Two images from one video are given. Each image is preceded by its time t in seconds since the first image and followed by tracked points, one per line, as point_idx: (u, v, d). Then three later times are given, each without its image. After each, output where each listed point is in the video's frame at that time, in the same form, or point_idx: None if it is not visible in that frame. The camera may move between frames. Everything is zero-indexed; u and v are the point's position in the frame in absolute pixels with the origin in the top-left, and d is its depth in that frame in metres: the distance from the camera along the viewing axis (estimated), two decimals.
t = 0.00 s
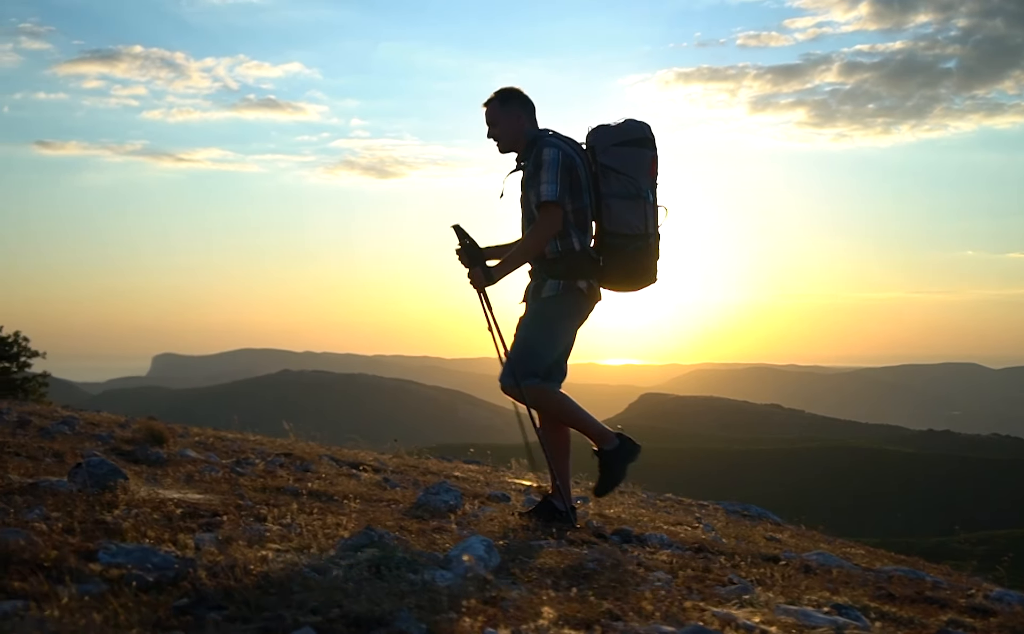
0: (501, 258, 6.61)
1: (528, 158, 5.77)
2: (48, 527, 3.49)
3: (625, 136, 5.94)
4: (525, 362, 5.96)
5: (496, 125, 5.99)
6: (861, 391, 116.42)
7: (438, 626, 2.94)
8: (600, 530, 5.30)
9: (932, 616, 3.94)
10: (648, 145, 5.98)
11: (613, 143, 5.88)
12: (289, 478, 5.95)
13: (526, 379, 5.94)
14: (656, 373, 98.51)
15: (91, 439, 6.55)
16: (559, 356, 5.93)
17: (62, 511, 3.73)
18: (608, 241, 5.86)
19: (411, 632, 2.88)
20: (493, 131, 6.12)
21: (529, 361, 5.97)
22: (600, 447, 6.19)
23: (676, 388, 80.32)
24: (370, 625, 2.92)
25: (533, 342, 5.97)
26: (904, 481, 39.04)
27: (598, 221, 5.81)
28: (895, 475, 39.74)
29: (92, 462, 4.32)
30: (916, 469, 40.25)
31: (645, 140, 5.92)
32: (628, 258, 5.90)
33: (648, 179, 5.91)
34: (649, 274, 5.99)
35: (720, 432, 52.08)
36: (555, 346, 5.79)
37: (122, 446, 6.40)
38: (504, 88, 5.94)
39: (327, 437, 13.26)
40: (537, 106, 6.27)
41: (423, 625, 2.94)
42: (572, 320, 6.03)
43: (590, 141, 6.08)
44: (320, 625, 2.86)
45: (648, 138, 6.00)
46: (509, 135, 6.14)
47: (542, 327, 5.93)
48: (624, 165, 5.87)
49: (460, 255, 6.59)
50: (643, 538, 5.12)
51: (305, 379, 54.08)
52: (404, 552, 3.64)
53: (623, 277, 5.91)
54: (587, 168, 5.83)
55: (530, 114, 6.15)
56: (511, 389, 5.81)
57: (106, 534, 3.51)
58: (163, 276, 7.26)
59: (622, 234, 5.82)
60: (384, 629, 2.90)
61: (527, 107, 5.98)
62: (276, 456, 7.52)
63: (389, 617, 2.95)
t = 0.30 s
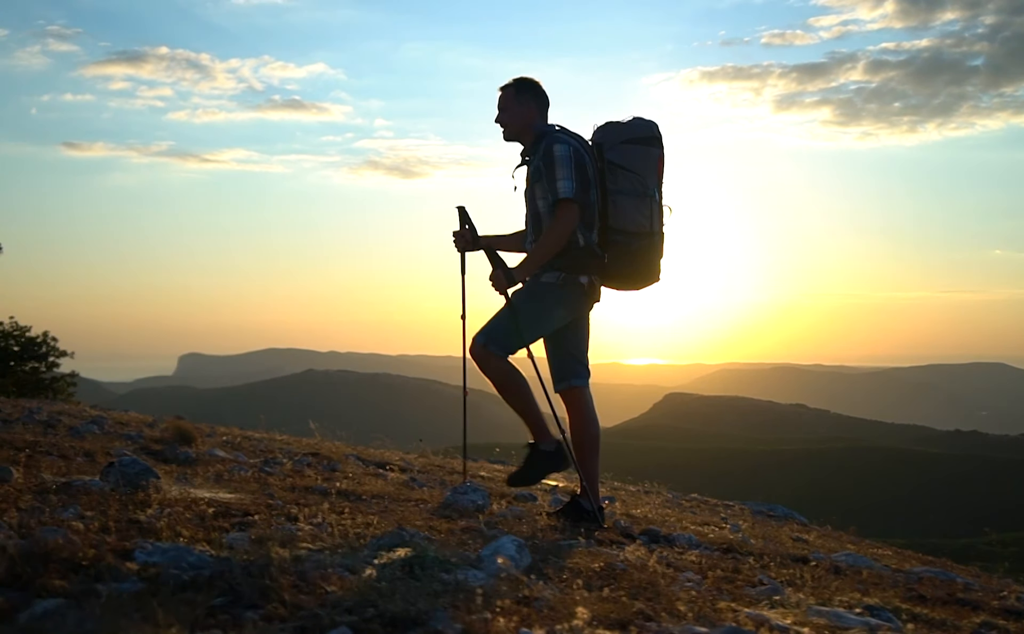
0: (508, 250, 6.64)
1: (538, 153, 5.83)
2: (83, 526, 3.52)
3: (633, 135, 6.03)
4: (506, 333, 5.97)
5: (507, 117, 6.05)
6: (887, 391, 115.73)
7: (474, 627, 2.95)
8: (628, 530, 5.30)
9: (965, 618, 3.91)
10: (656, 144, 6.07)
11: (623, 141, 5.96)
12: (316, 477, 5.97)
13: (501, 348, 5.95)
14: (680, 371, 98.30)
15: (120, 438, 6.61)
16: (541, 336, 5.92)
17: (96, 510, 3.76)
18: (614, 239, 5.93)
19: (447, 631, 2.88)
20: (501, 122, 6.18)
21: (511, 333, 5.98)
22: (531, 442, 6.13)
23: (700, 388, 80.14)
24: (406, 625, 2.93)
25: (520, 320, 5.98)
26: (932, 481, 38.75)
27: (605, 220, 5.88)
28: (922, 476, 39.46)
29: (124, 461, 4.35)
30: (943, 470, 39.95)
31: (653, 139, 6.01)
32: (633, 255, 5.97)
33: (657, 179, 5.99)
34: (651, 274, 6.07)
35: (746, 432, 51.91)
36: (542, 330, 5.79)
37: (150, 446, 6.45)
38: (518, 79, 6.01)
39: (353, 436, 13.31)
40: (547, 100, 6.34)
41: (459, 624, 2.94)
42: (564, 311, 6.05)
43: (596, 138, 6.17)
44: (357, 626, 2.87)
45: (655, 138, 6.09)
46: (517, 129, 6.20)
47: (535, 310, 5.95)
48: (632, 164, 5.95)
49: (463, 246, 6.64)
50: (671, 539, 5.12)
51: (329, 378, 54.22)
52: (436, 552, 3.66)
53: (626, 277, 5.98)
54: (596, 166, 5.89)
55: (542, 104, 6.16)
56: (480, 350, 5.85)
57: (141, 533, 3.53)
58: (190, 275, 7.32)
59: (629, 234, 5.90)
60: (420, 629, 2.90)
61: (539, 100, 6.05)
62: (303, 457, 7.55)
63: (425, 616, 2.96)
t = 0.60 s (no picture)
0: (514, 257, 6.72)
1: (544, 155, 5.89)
2: (123, 524, 3.54)
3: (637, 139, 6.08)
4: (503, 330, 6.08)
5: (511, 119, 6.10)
6: (921, 391, 114.76)
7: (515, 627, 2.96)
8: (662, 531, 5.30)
9: (1005, 620, 3.87)
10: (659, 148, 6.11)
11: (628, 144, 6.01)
12: (351, 477, 6.00)
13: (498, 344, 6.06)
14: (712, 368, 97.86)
15: (156, 437, 6.66)
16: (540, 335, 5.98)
17: (136, 509, 3.78)
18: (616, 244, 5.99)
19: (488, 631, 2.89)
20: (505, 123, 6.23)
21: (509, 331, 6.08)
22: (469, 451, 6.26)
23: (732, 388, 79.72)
24: (448, 624, 2.94)
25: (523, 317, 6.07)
26: (966, 482, 38.38)
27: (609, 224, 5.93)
28: (957, 477, 39.08)
29: (162, 459, 4.38)
30: (978, 472, 39.56)
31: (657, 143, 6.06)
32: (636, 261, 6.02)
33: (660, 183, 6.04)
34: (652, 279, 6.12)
35: (779, 432, 51.60)
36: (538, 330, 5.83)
37: (187, 445, 6.49)
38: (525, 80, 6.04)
39: (386, 436, 13.36)
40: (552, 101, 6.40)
41: (500, 624, 2.94)
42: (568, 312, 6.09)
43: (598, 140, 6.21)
44: (399, 625, 2.89)
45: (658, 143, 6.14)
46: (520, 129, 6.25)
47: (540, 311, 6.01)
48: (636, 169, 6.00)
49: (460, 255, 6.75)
50: (706, 540, 5.11)
51: (361, 378, 54.36)
52: (473, 552, 3.67)
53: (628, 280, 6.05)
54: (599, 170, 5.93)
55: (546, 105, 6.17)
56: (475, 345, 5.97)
57: (181, 531, 3.56)
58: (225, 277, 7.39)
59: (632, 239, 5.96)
60: (461, 629, 2.91)
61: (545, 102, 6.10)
62: (337, 455, 7.58)
63: (466, 617, 2.96)
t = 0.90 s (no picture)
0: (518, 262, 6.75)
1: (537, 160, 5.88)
2: (158, 523, 3.56)
3: (631, 139, 6.02)
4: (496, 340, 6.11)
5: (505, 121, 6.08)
6: (951, 390, 113.90)
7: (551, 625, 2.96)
8: (694, 531, 5.29)
9: None
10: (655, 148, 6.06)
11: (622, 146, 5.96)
12: (380, 476, 6.02)
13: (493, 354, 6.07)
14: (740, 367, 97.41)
15: (187, 437, 6.69)
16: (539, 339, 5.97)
17: (170, 509, 3.80)
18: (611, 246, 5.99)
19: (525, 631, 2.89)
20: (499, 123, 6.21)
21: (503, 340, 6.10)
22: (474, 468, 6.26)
23: (760, 388, 79.28)
24: (485, 625, 2.94)
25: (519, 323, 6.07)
26: (996, 483, 38.07)
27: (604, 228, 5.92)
28: (987, 477, 38.76)
29: (194, 459, 4.41)
30: (1009, 474, 39.23)
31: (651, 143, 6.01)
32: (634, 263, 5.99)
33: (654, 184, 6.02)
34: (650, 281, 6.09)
35: (808, 433, 51.26)
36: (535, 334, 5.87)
37: (219, 444, 6.53)
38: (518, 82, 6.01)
39: (413, 436, 13.38)
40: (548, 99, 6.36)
41: (538, 624, 2.94)
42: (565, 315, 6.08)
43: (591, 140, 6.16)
44: (435, 625, 2.90)
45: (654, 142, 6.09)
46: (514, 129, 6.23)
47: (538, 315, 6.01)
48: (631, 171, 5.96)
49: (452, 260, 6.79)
50: (736, 539, 5.10)
51: (388, 377, 54.46)
52: (506, 552, 3.68)
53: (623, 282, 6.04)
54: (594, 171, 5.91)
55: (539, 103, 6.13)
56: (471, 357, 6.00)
57: (215, 531, 3.58)
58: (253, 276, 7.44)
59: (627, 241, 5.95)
60: (498, 630, 2.90)
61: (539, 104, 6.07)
62: (366, 455, 7.61)
63: (501, 617, 2.97)
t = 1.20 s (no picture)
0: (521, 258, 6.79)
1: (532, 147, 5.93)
2: (200, 523, 3.58)
3: (625, 119, 6.07)
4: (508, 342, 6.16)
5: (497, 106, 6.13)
6: (988, 389, 112.77)
7: (593, 626, 2.96)
8: (731, 532, 5.27)
9: None
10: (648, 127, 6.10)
11: (615, 127, 6.02)
12: (417, 476, 6.04)
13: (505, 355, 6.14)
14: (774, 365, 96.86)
15: (225, 436, 6.73)
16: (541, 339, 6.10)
17: (212, 508, 3.82)
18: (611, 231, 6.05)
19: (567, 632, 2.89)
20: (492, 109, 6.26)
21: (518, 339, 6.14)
22: (507, 470, 6.25)
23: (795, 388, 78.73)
24: (527, 626, 2.95)
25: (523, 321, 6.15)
26: None
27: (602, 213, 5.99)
28: None
29: (235, 458, 4.44)
30: None
31: (645, 124, 6.06)
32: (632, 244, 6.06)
33: (650, 165, 6.08)
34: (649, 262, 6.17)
35: (843, 433, 50.85)
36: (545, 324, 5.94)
37: (256, 444, 6.57)
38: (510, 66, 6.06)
39: (448, 435, 13.41)
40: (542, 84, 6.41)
41: (580, 625, 2.94)
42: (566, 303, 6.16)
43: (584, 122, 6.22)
44: (477, 626, 2.90)
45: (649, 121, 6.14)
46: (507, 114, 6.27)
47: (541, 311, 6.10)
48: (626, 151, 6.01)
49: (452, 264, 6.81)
50: (774, 540, 5.07)
51: (422, 377, 54.57)
52: (546, 553, 3.69)
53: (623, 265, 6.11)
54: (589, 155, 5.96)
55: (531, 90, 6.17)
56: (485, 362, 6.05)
57: (256, 531, 3.60)
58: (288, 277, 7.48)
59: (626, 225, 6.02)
60: (540, 630, 2.91)
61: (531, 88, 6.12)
62: (402, 454, 7.64)
63: (545, 619, 2.97)
